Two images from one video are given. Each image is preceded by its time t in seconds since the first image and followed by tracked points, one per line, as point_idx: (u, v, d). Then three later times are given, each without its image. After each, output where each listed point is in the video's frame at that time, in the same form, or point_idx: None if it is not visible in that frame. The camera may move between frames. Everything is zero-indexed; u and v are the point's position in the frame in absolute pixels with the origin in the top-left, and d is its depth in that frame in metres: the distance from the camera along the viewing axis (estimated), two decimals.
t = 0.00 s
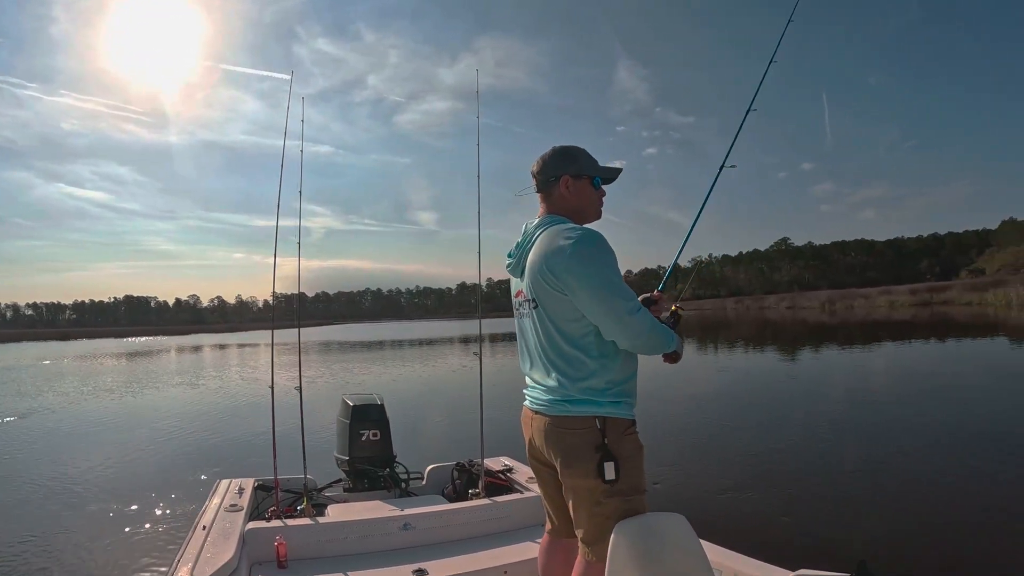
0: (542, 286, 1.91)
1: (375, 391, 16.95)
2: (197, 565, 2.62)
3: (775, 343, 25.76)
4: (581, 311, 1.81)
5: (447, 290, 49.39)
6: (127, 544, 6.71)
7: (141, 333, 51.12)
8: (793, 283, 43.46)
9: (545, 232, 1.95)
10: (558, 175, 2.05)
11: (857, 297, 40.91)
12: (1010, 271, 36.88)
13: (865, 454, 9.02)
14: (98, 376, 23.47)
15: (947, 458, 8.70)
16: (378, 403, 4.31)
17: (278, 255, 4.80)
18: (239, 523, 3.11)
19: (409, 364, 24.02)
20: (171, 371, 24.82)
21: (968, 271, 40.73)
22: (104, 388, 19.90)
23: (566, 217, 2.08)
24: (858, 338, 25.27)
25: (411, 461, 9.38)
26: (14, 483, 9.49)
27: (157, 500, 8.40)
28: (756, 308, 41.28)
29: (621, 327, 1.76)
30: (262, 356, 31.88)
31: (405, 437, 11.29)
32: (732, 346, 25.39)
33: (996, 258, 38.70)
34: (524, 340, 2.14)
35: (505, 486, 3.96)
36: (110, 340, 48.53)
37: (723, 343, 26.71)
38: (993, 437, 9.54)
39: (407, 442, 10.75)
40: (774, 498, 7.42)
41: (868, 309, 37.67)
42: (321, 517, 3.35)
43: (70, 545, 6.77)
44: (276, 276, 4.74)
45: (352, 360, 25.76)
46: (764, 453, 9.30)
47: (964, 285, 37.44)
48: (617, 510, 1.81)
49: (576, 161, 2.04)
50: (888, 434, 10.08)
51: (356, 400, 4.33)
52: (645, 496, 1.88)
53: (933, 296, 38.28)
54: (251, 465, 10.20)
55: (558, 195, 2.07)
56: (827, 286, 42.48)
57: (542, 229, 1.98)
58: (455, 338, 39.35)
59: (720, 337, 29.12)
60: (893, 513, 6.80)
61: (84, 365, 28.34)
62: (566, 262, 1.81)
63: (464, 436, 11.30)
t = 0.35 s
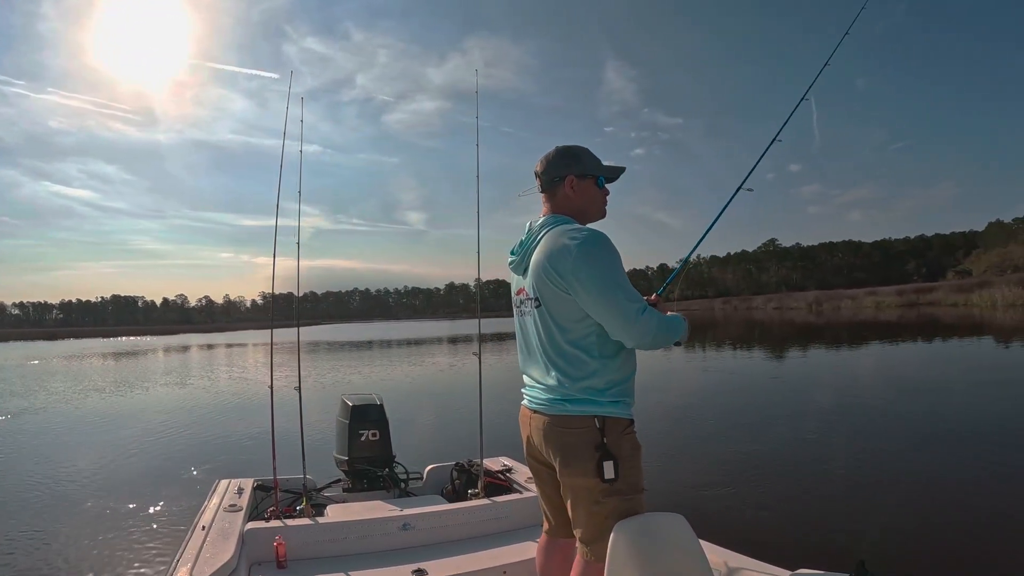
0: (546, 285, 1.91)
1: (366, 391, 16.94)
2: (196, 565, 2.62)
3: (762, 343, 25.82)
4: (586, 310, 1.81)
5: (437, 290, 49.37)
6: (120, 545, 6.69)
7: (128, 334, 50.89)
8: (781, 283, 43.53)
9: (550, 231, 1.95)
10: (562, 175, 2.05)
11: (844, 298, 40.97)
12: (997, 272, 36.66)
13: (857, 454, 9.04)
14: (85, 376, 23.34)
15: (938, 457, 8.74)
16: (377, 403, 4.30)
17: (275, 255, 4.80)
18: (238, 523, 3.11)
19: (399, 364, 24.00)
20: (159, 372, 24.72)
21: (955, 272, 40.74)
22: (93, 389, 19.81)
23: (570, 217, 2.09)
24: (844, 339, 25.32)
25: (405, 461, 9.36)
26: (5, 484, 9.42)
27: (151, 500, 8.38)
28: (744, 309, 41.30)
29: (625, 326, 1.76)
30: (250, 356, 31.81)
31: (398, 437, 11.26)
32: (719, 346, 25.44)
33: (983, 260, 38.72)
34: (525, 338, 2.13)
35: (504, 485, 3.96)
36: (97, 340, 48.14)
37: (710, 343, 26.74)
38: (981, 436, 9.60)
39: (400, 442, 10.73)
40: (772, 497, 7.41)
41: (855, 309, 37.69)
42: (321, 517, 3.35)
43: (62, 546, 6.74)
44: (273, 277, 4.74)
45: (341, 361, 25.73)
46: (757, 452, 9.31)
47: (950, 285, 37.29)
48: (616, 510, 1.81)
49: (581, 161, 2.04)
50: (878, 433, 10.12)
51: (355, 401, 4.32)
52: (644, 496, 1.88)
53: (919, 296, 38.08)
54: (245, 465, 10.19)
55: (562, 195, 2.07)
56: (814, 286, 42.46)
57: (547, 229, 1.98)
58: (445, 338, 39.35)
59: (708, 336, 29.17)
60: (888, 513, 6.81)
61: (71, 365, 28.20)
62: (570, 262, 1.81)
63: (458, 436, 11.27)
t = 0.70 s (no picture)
0: (547, 283, 1.92)
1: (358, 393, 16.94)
2: (196, 565, 2.62)
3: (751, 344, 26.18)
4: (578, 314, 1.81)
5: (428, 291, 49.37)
6: (115, 544, 6.68)
7: (118, 334, 50.79)
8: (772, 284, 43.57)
9: (555, 232, 1.95)
10: (573, 174, 2.05)
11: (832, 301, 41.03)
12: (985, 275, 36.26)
13: (852, 454, 9.05)
14: (74, 377, 23.28)
15: (934, 457, 8.74)
16: (377, 403, 4.31)
17: (276, 255, 4.80)
18: (238, 523, 3.11)
19: (391, 365, 23.98)
20: (149, 373, 24.69)
21: (943, 274, 40.67)
22: (84, 390, 19.79)
23: (579, 216, 2.09)
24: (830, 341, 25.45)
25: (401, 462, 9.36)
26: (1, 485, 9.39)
27: (146, 500, 8.38)
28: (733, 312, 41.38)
29: (611, 338, 1.74)
30: (240, 357, 31.78)
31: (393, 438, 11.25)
32: (710, 347, 25.69)
33: (972, 262, 38.47)
34: (525, 335, 2.14)
35: (504, 485, 3.96)
36: (86, 341, 47.83)
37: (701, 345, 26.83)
38: (972, 437, 9.61)
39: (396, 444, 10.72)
40: (771, 498, 7.40)
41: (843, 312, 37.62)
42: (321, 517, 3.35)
43: (58, 546, 6.74)
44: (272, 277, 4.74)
45: (331, 362, 25.74)
46: (753, 453, 9.31)
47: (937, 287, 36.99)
48: (613, 510, 1.81)
49: (592, 161, 2.05)
50: (870, 433, 10.12)
51: (354, 401, 4.32)
52: (641, 496, 1.88)
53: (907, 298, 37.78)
54: (241, 466, 10.20)
55: (572, 194, 2.07)
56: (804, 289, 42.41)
57: (553, 228, 1.98)
58: (438, 339, 39.62)
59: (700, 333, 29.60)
60: (887, 513, 6.79)
61: (59, 366, 28.14)
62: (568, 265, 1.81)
63: (453, 437, 11.26)
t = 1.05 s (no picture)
0: (539, 282, 1.95)
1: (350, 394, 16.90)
2: (196, 565, 2.62)
3: (742, 344, 26.39)
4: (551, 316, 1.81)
5: (420, 292, 49.28)
6: (110, 545, 6.66)
7: (107, 335, 50.61)
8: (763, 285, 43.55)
9: (552, 233, 1.96)
10: (569, 175, 2.06)
11: (822, 303, 41.06)
12: (974, 276, 36.03)
13: (848, 454, 9.05)
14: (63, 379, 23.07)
15: (930, 457, 8.75)
16: (377, 402, 4.30)
17: (275, 255, 4.78)
18: (238, 523, 3.11)
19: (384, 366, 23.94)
20: (140, 374, 24.58)
21: (932, 275, 40.68)
22: (75, 391, 19.70)
23: (581, 217, 2.09)
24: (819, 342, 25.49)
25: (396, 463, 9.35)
26: None
27: (141, 502, 8.35)
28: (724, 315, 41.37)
29: (568, 353, 1.71)
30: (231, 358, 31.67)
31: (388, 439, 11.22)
32: (703, 347, 25.77)
33: (960, 263, 38.27)
34: (529, 336, 2.16)
35: (504, 485, 3.96)
36: (74, 342, 47.50)
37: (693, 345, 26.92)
38: (965, 437, 9.62)
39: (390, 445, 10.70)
40: (770, 498, 7.39)
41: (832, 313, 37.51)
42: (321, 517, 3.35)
43: (55, 547, 6.72)
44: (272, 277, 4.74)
45: (322, 364, 25.69)
46: (750, 453, 9.30)
47: (926, 288, 36.73)
48: (614, 510, 1.81)
49: (591, 160, 2.05)
50: (866, 433, 10.13)
51: (354, 401, 4.32)
52: (642, 496, 1.88)
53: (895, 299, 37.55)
54: (237, 467, 10.19)
55: (572, 196, 2.08)
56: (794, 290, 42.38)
57: (553, 227, 1.99)
58: (432, 340, 39.67)
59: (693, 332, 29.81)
60: (886, 513, 6.78)
61: (47, 368, 28.01)
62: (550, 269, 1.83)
63: (449, 437, 11.24)
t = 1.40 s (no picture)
0: (535, 283, 1.95)
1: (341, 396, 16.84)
2: (196, 565, 2.62)
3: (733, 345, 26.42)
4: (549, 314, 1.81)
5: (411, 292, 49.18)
6: (107, 547, 6.63)
7: (97, 335, 50.39)
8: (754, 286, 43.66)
9: (548, 232, 1.96)
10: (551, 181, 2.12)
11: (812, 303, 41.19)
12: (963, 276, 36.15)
13: (844, 454, 9.07)
14: (53, 380, 22.96)
15: (926, 455, 8.76)
16: (377, 403, 4.30)
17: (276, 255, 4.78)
18: (238, 523, 3.10)
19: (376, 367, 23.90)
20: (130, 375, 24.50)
21: (922, 276, 40.87)
22: (66, 392, 19.59)
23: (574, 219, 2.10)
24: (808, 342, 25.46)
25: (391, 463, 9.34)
26: None
27: (136, 503, 8.33)
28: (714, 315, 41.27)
29: (568, 350, 1.71)
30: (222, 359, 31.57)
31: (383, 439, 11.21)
32: (697, 348, 25.79)
33: (950, 263, 38.02)
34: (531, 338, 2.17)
35: (504, 485, 3.95)
36: (64, 343, 47.21)
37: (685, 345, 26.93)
38: (958, 436, 9.64)
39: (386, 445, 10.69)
40: (768, 497, 7.39)
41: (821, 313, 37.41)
42: (321, 517, 3.34)
43: (51, 548, 6.69)
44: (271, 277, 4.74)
45: (313, 364, 25.63)
46: (747, 453, 9.30)
47: (915, 288, 36.48)
48: (614, 510, 1.81)
49: (572, 163, 2.06)
50: (861, 433, 10.16)
51: (354, 401, 4.31)
52: (643, 497, 1.88)
53: (885, 299, 37.70)
54: (234, 467, 10.17)
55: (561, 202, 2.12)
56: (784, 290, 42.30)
57: (548, 227, 1.99)
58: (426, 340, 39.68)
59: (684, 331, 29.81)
60: (884, 513, 6.78)
61: (36, 368, 27.83)
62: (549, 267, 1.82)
63: (444, 437, 11.23)
